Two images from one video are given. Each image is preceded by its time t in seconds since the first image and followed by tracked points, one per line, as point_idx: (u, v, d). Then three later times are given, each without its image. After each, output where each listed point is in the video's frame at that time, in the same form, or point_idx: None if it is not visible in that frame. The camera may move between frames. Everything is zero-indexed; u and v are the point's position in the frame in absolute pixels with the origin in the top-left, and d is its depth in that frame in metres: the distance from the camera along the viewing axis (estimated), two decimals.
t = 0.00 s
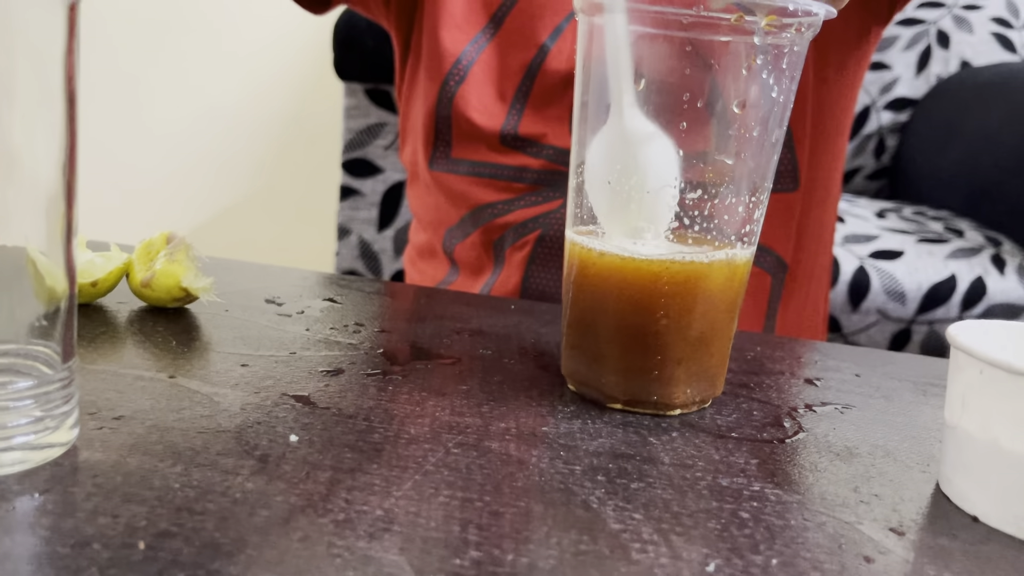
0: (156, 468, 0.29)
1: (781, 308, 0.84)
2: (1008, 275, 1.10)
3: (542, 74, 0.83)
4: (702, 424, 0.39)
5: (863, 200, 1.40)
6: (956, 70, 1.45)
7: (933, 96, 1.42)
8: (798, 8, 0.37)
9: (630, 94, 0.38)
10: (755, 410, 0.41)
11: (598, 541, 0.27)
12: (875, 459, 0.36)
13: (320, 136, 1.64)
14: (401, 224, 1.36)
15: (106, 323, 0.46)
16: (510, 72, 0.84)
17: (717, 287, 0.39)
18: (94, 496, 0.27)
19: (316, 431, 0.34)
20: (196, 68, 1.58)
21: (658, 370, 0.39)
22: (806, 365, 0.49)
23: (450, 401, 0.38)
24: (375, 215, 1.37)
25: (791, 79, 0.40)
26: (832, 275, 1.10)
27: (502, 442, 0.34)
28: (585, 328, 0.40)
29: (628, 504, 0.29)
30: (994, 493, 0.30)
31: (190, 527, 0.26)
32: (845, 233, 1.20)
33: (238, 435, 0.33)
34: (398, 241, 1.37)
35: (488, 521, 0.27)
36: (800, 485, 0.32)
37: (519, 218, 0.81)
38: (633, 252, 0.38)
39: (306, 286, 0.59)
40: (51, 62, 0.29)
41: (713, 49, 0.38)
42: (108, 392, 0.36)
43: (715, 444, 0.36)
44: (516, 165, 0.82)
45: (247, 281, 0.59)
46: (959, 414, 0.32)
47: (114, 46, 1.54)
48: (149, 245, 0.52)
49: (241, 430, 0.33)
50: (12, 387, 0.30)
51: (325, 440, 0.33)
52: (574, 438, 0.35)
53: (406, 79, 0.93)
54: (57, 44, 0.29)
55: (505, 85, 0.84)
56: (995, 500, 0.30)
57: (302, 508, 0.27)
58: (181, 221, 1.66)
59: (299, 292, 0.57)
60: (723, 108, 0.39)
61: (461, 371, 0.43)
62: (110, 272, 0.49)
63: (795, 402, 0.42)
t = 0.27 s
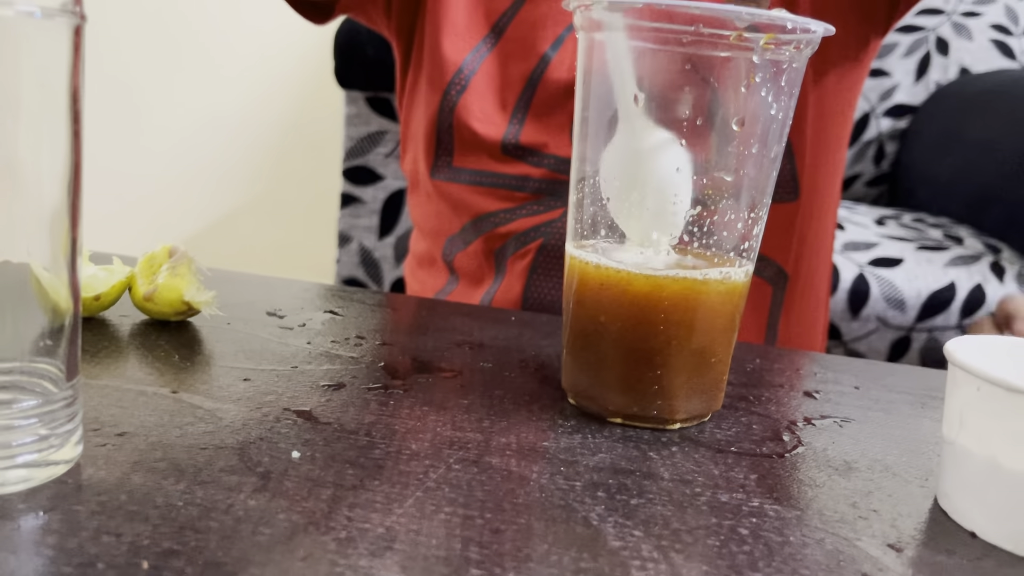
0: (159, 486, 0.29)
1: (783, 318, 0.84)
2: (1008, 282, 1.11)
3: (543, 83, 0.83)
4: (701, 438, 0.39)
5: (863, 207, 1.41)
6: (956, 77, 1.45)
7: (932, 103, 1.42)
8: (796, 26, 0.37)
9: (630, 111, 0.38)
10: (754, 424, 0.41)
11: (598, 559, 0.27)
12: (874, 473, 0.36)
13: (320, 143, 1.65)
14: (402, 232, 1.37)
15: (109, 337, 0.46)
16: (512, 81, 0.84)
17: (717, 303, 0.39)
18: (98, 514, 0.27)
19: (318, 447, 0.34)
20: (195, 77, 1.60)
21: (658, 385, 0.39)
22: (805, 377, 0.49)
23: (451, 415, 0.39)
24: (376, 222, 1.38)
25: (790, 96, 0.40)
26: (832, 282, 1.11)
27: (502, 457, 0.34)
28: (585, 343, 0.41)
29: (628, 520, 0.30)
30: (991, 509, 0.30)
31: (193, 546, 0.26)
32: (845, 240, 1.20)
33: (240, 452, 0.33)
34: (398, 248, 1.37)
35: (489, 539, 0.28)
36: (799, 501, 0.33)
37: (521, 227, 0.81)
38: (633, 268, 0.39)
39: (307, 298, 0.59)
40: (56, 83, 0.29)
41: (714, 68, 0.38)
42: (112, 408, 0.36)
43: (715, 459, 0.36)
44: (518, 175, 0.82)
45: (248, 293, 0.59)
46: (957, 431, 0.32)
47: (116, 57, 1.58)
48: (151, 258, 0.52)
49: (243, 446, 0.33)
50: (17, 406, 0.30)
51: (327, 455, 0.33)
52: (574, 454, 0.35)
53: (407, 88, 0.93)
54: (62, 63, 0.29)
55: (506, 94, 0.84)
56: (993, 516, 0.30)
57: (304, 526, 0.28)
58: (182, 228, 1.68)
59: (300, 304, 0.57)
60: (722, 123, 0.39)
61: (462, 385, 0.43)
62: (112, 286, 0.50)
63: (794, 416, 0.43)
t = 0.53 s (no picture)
0: (155, 503, 0.30)
1: (781, 329, 0.83)
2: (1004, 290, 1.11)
3: (542, 92, 0.83)
4: (693, 452, 0.39)
5: (860, 214, 1.41)
6: (953, 85, 1.45)
7: (930, 110, 1.43)
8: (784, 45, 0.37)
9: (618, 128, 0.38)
10: (746, 438, 0.41)
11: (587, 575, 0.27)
12: (863, 488, 0.36)
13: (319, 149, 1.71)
14: (401, 240, 1.37)
15: (107, 351, 0.47)
16: (510, 90, 0.84)
17: (708, 319, 0.40)
18: (95, 532, 0.28)
19: (313, 463, 0.34)
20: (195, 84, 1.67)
21: (650, 400, 0.40)
22: (799, 391, 0.50)
23: (445, 430, 0.39)
24: (375, 230, 1.38)
25: (779, 114, 0.41)
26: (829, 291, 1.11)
27: (495, 473, 0.35)
28: (578, 358, 0.41)
29: (617, 536, 0.30)
30: (977, 525, 0.31)
31: (188, 564, 0.26)
32: (842, 248, 1.20)
33: (236, 468, 0.33)
34: (397, 256, 1.37)
35: (481, 556, 0.28)
36: (788, 517, 0.33)
37: (520, 237, 0.81)
38: (624, 285, 0.39)
39: (304, 310, 0.59)
40: (54, 108, 0.30)
41: (703, 90, 0.38)
42: (109, 424, 0.36)
43: (705, 474, 0.36)
44: (516, 185, 0.82)
45: (246, 306, 0.59)
46: (944, 447, 0.33)
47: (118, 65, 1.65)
48: (149, 272, 0.53)
49: (239, 462, 0.34)
50: (14, 425, 0.31)
51: (321, 472, 0.33)
52: (566, 469, 0.36)
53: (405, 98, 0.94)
54: (61, 88, 0.30)
55: (505, 103, 0.85)
56: (979, 532, 0.31)
57: (298, 543, 0.28)
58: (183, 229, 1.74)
59: (297, 317, 0.58)
60: (713, 144, 0.40)
61: (457, 399, 0.44)
62: (110, 300, 0.50)
63: (786, 429, 0.43)
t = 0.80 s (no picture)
0: (155, 515, 0.30)
1: (783, 339, 0.83)
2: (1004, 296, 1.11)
3: (546, 100, 0.83)
4: (693, 462, 0.39)
5: (860, 220, 1.41)
6: (952, 90, 1.45)
7: (930, 116, 1.43)
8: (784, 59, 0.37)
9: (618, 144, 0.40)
10: (747, 448, 0.41)
11: None
12: (864, 498, 0.36)
13: (319, 153, 1.81)
14: (401, 246, 1.38)
15: (107, 360, 0.47)
16: (514, 97, 0.85)
17: (708, 328, 0.40)
18: (95, 545, 0.28)
19: (313, 474, 0.34)
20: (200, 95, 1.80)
21: (650, 409, 0.40)
22: (799, 400, 0.50)
23: (445, 440, 0.39)
24: (375, 236, 1.38)
25: (779, 125, 0.41)
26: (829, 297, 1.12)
27: (495, 483, 0.35)
28: (578, 368, 0.41)
29: (618, 548, 0.30)
30: (977, 536, 0.31)
31: None
32: (842, 254, 1.21)
33: (236, 479, 0.33)
34: (398, 263, 1.37)
35: (481, 568, 0.28)
36: (789, 528, 0.33)
37: (524, 245, 0.81)
38: (623, 295, 0.39)
39: (304, 319, 0.59)
40: (54, 119, 0.30)
41: (702, 101, 0.38)
42: (109, 434, 0.36)
43: (706, 484, 0.36)
44: (519, 193, 0.83)
45: (246, 314, 0.59)
46: (944, 458, 0.33)
47: (131, 79, 1.80)
48: (150, 281, 0.53)
49: (239, 473, 0.34)
50: (15, 437, 0.30)
51: (321, 482, 0.33)
52: (567, 479, 0.36)
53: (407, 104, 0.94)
54: (62, 101, 0.30)
55: (507, 110, 0.85)
56: (979, 544, 0.30)
57: (298, 555, 0.28)
58: (191, 233, 1.87)
59: (297, 325, 0.58)
60: (713, 155, 0.40)
61: (457, 408, 0.44)
62: (111, 310, 0.50)
63: (787, 439, 0.43)
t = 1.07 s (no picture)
0: (156, 523, 0.30)
1: (783, 346, 0.83)
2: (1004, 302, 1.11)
3: (546, 110, 0.83)
4: (692, 469, 0.39)
5: (860, 225, 1.42)
6: (952, 95, 1.45)
7: (930, 121, 1.43)
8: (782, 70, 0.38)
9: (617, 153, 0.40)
10: (745, 455, 0.41)
11: None
12: (862, 506, 0.36)
13: (321, 157, 1.82)
14: (402, 251, 1.38)
15: (109, 367, 0.47)
16: (514, 106, 0.85)
17: (707, 337, 0.40)
18: (96, 553, 0.28)
19: (313, 482, 0.34)
20: (201, 99, 1.81)
21: (650, 417, 0.40)
22: (798, 407, 0.50)
23: (445, 448, 0.39)
24: (376, 241, 1.39)
25: (778, 134, 0.41)
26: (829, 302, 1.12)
27: (495, 491, 0.35)
28: (578, 375, 0.42)
29: (617, 556, 0.30)
30: (975, 544, 0.31)
31: None
32: (842, 259, 1.21)
33: (237, 487, 0.33)
34: (398, 268, 1.38)
35: None
36: (787, 535, 0.33)
37: (522, 253, 0.82)
38: (625, 304, 0.39)
39: (304, 325, 0.60)
40: (57, 131, 0.30)
41: (700, 111, 0.39)
42: (110, 442, 0.37)
43: (705, 492, 0.37)
44: (520, 201, 0.83)
45: (247, 320, 0.60)
46: (942, 466, 0.33)
47: (131, 82, 1.81)
48: (151, 288, 0.53)
49: (240, 481, 0.34)
50: (17, 445, 0.31)
51: (321, 490, 0.34)
52: (566, 487, 0.36)
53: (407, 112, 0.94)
54: (64, 113, 0.30)
55: (506, 119, 0.85)
56: (977, 551, 0.31)
57: (298, 563, 0.28)
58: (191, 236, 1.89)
59: (298, 332, 0.58)
60: (713, 164, 0.40)
61: (457, 416, 0.44)
62: (112, 317, 0.50)
63: (786, 446, 0.43)
